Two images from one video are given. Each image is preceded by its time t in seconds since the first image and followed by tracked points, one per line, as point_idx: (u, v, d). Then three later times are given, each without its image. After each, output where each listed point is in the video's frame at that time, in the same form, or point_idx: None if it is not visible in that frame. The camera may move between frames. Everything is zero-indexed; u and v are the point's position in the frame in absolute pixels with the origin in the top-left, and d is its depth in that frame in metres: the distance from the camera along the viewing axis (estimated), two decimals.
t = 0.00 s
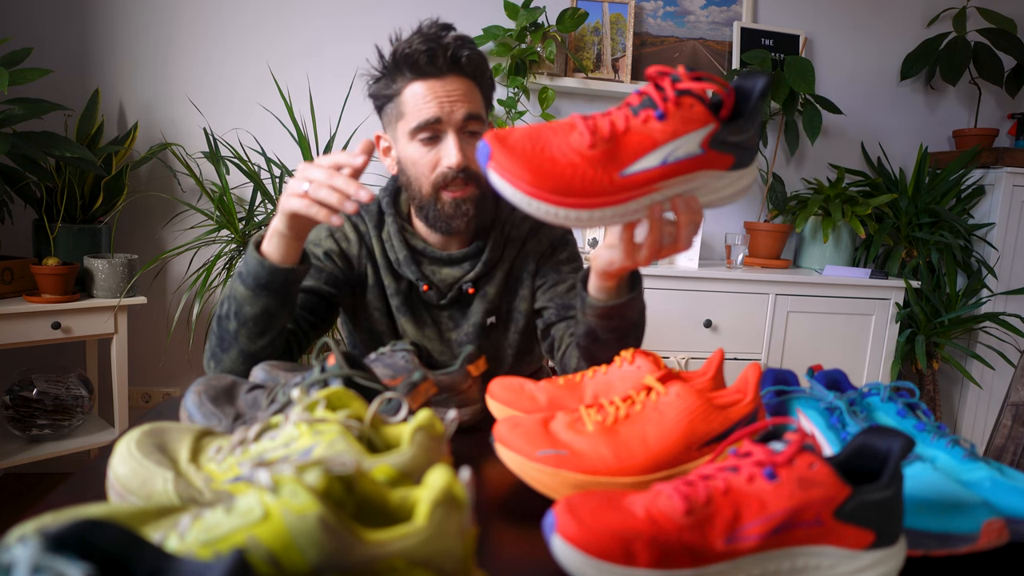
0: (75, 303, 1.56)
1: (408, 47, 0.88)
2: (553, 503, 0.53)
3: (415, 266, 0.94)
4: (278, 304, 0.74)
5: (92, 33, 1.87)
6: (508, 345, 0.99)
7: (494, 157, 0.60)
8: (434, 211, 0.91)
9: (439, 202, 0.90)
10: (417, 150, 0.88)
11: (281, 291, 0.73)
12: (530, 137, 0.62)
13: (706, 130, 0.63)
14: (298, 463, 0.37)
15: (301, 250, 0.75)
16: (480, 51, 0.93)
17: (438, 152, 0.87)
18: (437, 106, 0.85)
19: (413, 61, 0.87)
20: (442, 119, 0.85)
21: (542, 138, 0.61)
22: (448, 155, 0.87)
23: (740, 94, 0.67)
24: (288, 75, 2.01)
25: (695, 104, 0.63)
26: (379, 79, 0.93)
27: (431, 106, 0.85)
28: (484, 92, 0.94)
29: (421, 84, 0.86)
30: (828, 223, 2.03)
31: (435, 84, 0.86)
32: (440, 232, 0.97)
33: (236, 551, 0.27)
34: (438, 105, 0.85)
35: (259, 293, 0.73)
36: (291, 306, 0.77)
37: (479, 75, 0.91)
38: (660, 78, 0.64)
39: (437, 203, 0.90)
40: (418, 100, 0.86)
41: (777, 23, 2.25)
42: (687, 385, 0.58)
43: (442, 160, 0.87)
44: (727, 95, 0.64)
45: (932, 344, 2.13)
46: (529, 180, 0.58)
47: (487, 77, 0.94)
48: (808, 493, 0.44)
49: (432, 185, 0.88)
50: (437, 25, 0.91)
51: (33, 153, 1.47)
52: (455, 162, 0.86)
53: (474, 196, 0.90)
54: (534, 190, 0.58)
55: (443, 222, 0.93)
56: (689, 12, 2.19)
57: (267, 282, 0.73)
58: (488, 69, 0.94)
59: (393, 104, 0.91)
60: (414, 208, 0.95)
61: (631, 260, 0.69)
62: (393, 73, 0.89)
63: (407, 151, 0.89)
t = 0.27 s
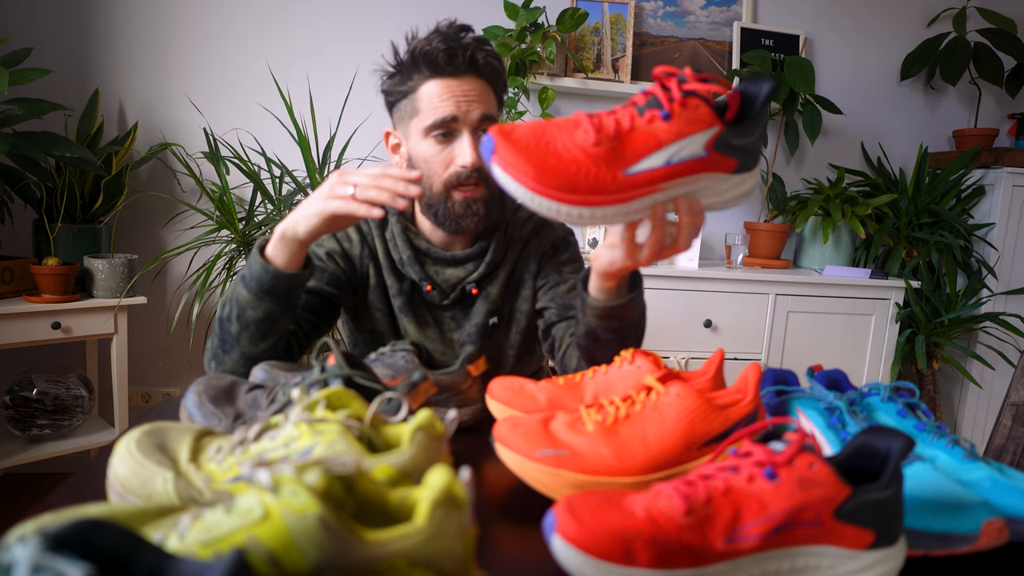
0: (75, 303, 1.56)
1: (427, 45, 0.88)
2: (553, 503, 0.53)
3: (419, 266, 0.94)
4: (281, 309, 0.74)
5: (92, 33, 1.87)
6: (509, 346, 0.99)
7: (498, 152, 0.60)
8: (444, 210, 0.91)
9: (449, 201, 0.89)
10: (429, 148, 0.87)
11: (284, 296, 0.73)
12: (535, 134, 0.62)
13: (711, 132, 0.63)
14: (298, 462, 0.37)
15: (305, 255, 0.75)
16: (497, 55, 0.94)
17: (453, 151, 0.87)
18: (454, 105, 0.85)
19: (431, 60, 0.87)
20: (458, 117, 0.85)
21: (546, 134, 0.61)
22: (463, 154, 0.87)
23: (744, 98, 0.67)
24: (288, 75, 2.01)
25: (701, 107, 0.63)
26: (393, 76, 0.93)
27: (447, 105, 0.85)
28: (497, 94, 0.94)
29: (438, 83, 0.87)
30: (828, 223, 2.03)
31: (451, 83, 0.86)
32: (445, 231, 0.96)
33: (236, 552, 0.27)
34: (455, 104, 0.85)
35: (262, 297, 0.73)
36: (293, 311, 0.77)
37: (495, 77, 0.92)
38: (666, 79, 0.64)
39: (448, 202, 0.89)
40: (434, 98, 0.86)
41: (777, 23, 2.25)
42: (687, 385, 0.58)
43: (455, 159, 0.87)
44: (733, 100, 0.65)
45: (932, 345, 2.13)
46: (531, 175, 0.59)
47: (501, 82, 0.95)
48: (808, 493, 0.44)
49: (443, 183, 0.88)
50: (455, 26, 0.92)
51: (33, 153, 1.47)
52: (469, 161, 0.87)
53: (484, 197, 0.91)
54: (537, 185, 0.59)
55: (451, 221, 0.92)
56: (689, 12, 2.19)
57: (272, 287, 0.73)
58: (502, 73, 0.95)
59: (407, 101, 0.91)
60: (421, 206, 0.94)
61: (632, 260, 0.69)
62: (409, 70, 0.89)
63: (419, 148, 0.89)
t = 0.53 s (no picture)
0: (75, 303, 1.56)
1: (438, 45, 0.88)
2: (554, 503, 0.53)
3: (423, 265, 0.94)
4: (280, 307, 0.74)
5: (92, 33, 1.87)
6: (511, 345, 0.99)
7: (499, 143, 0.61)
8: (455, 208, 0.90)
9: (461, 198, 0.89)
10: (441, 146, 0.87)
11: (282, 295, 0.74)
12: (537, 128, 0.62)
13: (714, 133, 0.62)
14: (298, 463, 0.37)
15: (303, 253, 0.75)
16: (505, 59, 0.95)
17: (464, 150, 0.87)
18: (467, 105, 0.86)
19: (442, 59, 0.87)
20: (471, 117, 0.86)
21: (548, 128, 0.62)
22: (475, 153, 0.87)
23: (749, 103, 0.66)
24: (288, 75, 2.01)
25: (706, 108, 0.63)
26: (399, 75, 0.92)
27: (460, 104, 0.86)
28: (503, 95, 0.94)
29: (449, 83, 0.87)
30: (828, 223, 2.03)
31: (463, 83, 0.87)
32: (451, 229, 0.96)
33: (236, 551, 0.27)
34: (468, 104, 0.86)
35: (260, 296, 0.73)
36: (292, 309, 0.77)
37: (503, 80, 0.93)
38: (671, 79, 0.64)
39: (459, 198, 0.89)
40: (446, 98, 0.86)
41: (777, 23, 2.25)
42: (687, 386, 0.58)
43: (467, 158, 0.87)
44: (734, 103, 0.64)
45: (932, 345, 2.13)
46: (530, 167, 0.59)
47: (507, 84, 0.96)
48: (808, 493, 0.44)
49: (455, 181, 0.87)
50: (462, 26, 0.92)
51: (33, 153, 1.47)
52: (481, 160, 0.87)
53: (495, 194, 0.91)
54: (536, 179, 0.59)
55: (463, 219, 0.91)
56: (689, 12, 2.19)
57: (269, 286, 0.73)
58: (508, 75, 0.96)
59: (416, 100, 0.90)
60: (428, 204, 0.93)
61: (629, 259, 0.69)
62: (417, 69, 0.89)
63: (429, 147, 0.88)
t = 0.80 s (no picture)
0: (75, 303, 1.56)
1: (422, 45, 0.87)
2: (553, 503, 0.53)
3: (424, 265, 0.94)
4: (281, 313, 0.74)
5: (92, 33, 1.87)
6: (511, 345, 0.99)
7: (464, 108, 0.63)
8: (443, 208, 0.90)
9: (447, 198, 0.88)
10: (427, 147, 0.86)
11: (283, 301, 0.73)
12: (502, 98, 0.65)
13: (669, 110, 0.62)
14: (298, 462, 0.37)
15: (304, 260, 0.74)
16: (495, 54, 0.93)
17: (449, 150, 0.86)
18: (449, 105, 0.85)
19: (426, 59, 0.87)
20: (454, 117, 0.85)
21: (512, 98, 0.64)
22: (458, 153, 0.85)
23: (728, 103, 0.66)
24: (288, 75, 2.01)
25: (666, 88, 0.63)
26: (392, 77, 0.93)
27: (442, 104, 0.85)
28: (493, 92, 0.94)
29: (433, 83, 0.86)
30: (828, 222, 2.03)
31: (447, 83, 0.86)
32: (446, 229, 0.96)
33: (236, 551, 0.27)
34: (450, 104, 0.85)
35: (261, 302, 0.73)
36: (293, 314, 0.76)
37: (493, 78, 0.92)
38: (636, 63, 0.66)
39: (446, 199, 0.88)
40: (430, 98, 0.86)
41: (777, 23, 2.25)
42: (687, 385, 0.58)
43: (451, 159, 0.86)
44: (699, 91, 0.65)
45: (932, 344, 2.13)
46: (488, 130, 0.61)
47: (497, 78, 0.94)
48: (808, 493, 0.44)
49: (440, 181, 0.87)
50: (450, 26, 0.91)
51: (33, 153, 1.47)
52: (464, 160, 0.85)
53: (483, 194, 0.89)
54: (490, 137, 0.61)
55: (451, 218, 0.92)
56: (689, 12, 2.19)
57: (270, 293, 0.72)
58: (498, 69, 0.94)
59: (405, 101, 0.91)
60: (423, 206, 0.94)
61: (603, 240, 0.70)
62: (405, 71, 0.89)
63: (416, 148, 0.88)
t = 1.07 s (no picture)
0: (75, 303, 1.56)
1: (403, 48, 0.88)
2: (553, 503, 0.53)
3: (422, 265, 0.95)
4: (283, 322, 0.74)
5: (92, 33, 1.87)
6: (510, 345, 0.99)
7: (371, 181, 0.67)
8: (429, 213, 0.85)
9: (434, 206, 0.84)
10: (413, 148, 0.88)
11: (286, 314, 0.73)
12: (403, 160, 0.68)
13: (553, 97, 0.66)
14: (298, 462, 0.37)
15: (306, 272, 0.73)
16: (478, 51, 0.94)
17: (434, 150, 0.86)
18: (431, 104, 0.85)
19: (408, 61, 0.87)
20: (435, 118, 0.85)
21: (409, 156, 0.68)
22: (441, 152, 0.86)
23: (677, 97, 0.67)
24: (288, 75, 2.01)
25: (538, 78, 0.68)
26: (382, 80, 0.94)
27: (425, 105, 0.85)
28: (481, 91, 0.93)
29: (416, 83, 0.86)
30: (828, 222, 2.03)
31: (430, 83, 0.86)
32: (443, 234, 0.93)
33: (236, 551, 0.27)
34: (432, 103, 0.85)
35: (263, 315, 0.72)
36: (293, 323, 0.76)
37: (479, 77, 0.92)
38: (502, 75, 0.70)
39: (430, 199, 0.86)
40: (413, 98, 0.86)
41: (777, 23, 2.25)
42: (687, 386, 0.58)
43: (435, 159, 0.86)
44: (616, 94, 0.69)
45: (932, 344, 2.13)
46: (402, 189, 0.64)
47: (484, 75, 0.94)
48: (808, 493, 0.44)
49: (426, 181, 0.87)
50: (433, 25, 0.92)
51: (33, 153, 1.46)
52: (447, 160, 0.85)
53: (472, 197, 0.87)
54: (408, 193, 0.64)
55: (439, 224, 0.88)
56: (689, 12, 2.19)
57: (274, 306, 0.72)
58: (484, 66, 0.94)
59: (394, 102, 0.92)
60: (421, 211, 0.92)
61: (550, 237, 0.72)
62: (393, 75, 0.90)
63: (406, 149, 0.89)
